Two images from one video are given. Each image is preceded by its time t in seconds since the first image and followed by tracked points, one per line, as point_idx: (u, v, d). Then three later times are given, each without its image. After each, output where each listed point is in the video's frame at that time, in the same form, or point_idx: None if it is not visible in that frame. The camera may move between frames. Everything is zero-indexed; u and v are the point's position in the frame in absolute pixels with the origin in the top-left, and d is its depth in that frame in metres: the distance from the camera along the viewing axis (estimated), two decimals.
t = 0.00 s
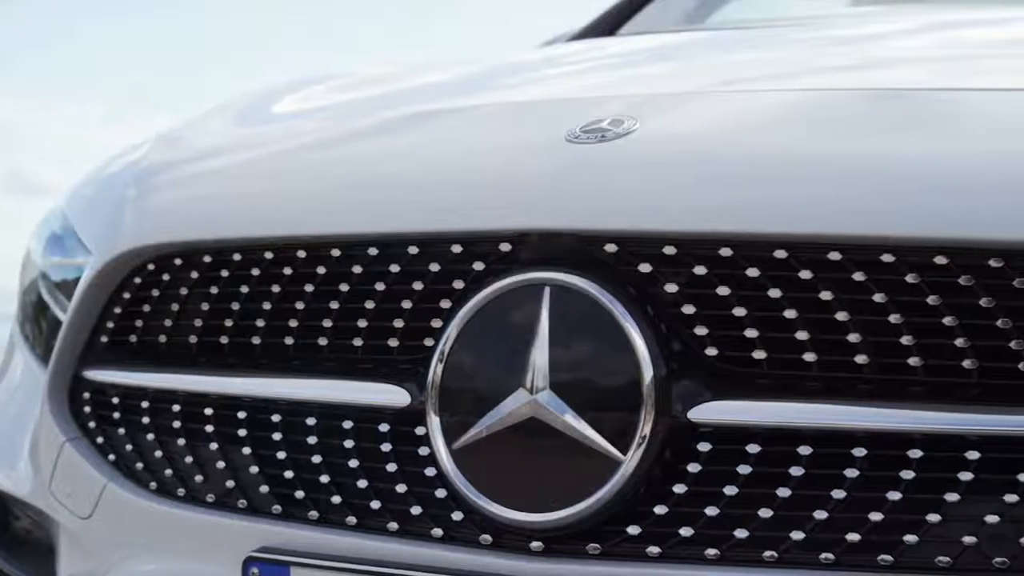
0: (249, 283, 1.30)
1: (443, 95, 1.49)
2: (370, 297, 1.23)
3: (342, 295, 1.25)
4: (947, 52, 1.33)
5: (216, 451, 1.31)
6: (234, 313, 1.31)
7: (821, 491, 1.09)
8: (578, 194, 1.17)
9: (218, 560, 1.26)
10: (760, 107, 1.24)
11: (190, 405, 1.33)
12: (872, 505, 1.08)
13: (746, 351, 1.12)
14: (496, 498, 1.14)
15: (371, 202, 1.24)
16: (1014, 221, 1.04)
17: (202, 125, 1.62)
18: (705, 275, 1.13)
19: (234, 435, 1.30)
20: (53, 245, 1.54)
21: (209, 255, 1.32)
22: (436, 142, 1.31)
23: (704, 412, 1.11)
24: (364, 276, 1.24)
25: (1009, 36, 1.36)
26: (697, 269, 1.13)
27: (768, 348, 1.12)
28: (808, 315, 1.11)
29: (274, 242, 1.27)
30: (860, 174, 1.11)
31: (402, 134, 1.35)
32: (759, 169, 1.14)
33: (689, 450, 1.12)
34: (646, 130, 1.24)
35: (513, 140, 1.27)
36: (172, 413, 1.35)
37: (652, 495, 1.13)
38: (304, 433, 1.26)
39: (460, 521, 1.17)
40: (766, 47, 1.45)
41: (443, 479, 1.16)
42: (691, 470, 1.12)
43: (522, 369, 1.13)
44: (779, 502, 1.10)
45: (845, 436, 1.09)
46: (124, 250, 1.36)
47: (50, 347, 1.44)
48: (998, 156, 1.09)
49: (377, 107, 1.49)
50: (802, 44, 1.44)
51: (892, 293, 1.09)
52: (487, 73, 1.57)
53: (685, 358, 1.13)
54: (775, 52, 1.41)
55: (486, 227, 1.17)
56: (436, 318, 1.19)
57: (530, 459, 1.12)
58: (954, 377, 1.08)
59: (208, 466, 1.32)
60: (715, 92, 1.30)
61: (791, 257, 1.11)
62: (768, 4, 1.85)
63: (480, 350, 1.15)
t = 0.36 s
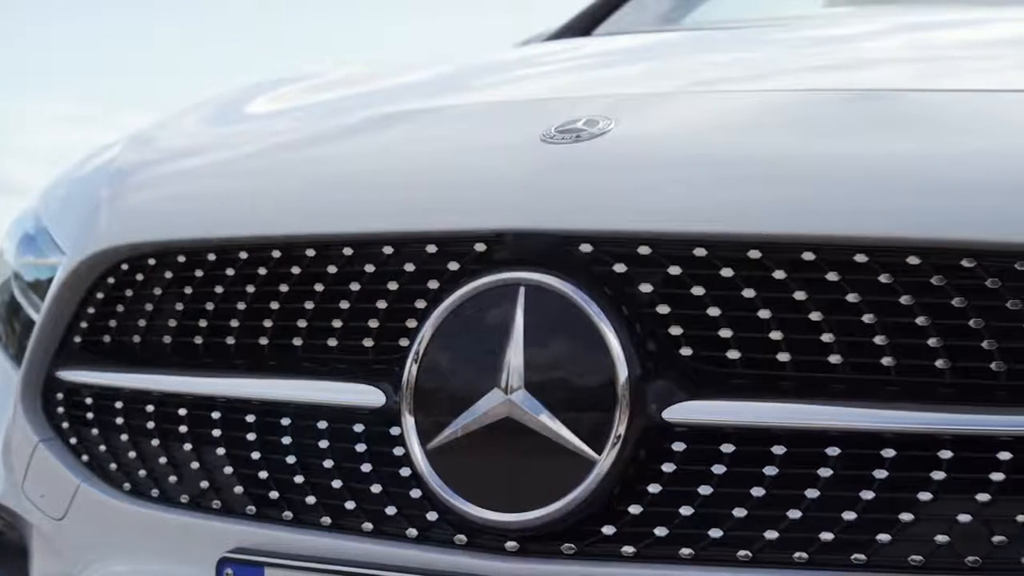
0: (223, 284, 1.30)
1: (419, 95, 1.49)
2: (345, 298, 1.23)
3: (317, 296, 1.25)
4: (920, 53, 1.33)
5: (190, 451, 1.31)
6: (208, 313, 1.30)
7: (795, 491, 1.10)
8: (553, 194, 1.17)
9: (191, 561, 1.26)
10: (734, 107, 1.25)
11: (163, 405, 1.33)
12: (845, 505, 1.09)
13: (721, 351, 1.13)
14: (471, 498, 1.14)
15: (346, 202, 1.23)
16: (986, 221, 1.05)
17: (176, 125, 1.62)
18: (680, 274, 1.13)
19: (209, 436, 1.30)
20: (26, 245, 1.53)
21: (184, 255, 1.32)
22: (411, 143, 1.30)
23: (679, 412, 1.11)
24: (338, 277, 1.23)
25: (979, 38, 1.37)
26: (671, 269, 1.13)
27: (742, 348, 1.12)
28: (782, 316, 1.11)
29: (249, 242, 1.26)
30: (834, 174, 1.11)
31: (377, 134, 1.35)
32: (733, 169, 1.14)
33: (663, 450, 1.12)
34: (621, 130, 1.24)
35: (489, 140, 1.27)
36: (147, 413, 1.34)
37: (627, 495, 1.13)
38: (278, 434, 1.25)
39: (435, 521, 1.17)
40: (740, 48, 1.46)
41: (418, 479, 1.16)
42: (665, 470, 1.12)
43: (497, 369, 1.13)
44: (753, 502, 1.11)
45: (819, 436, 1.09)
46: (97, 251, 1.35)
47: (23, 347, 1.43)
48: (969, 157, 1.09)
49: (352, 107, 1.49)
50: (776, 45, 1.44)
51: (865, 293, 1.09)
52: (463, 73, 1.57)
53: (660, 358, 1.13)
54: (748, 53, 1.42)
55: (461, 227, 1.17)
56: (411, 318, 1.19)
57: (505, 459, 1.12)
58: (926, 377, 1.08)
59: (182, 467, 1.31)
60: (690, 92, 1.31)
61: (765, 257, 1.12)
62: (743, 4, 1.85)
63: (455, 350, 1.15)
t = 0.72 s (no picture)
0: (199, 283, 1.30)
1: (396, 94, 1.48)
2: (322, 298, 1.23)
3: (294, 295, 1.24)
4: (895, 53, 1.34)
5: (166, 452, 1.30)
6: (185, 313, 1.30)
7: (771, 490, 1.10)
8: (530, 193, 1.17)
9: (167, 563, 1.26)
10: (710, 107, 1.25)
11: (139, 405, 1.32)
12: (821, 504, 1.09)
13: (697, 351, 1.13)
14: (447, 498, 1.14)
15: (323, 202, 1.23)
16: (961, 221, 1.05)
17: (153, 124, 1.61)
18: (657, 275, 1.14)
19: (184, 436, 1.29)
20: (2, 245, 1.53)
21: (160, 255, 1.31)
22: (389, 142, 1.30)
23: (656, 412, 1.11)
24: (315, 277, 1.23)
25: (954, 38, 1.37)
26: (648, 269, 1.14)
27: (719, 348, 1.12)
28: (758, 316, 1.12)
29: (225, 242, 1.26)
30: (809, 174, 1.12)
31: (355, 133, 1.35)
32: (710, 168, 1.14)
33: (640, 450, 1.12)
34: (598, 130, 1.24)
35: (466, 140, 1.26)
36: (122, 414, 1.33)
37: (604, 495, 1.13)
38: (255, 434, 1.25)
39: (412, 521, 1.17)
40: (717, 48, 1.46)
41: (395, 479, 1.16)
42: (642, 470, 1.12)
43: (473, 369, 1.13)
44: (729, 502, 1.11)
45: (795, 435, 1.10)
46: (71, 251, 1.34)
47: None
48: (943, 157, 1.10)
49: (330, 106, 1.48)
50: (752, 45, 1.45)
51: (841, 293, 1.10)
52: (441, 73, 1.56)
53: (637, 358, 1.13)
54: (725, 53, 1.42)
55: (438, 227, 1.17)
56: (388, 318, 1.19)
57: (481, 459, 1.12)
58: (901, 377, 1.09)
59: (158, 467, 1.31)
60: (667, 92, 1.31)
61: (741, 257, 1.12)
62: (721, 4, 1.86)
63: (432, 349, 1.15)
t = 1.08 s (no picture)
0: (175, 283, 1.29)
1: (373, 94, 1.48)
2: (298, 298, 1.23)
3: (270, 296, 1.24)
4: (870, 54, 1.34)
5: (142, 452, 1.30)
6: (160, 313, 1.30)
7: (747, 490, 1.10)
8: (507, 193, 1.17)
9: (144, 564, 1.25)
10: (686, 107, 1.25)
11: (114, 406, 1.32)
12: (797, 504, 1.10)
13: (674, 351, 1.13)
14: (424, 498, 1.14)
15: (299, 202, 1.23)
16: (936, 222, 1.06)
17: (127, 124, 1.60)
18: (633, 275, 1.14)
19: (160, 437, 1.29)
20: None
21: (136, 255, 1.31)
22: (366, 142, 1.30)
23: (632, 412, 1.12)
24: (292, 277, 1.23)
25: (927, 39, 1.38)
26: (625, 269, 1.14)
27: (695, 348, 1.13)
28: (735, 316, 1.12)
29: (201, 242, 1.25)
30: (785, 175, 1.12)
31: (331, 133, 1.35)
32: (686, 168, 1.15)
33: (617, 449, 1.13)
34: (575, 131, 1.24)
35: (443, 140, 1.26)
36: (98, 414, 1.33)
37: (581, 495, 1.13)
38: (231, 434, 1.24)
39: (389, 521, 1.17)
40: (692, 48, 1.46)
41: (372, 479, 1.16)
42: (619, 469, 1.13)
43: (451, 369, 1.13)
44: (706, 501, 1.11)
45: (771, 435, 1.10)
46: (45, 251, 1.33)
47: None
48: (918, 159, 1.10)
49: (306, 106, 1.48)
50: (728, 45, 1.45)
51: (817, 293, 1.10)
52: (418, 73, 1.56)
53: (614, 358, 1.13)
54: (701, 52, 1.42)
55: (415, 227, 1.17)
56: (365, 318, 1.19)
57: (459, 459, 1.12)
58: (877, 376, 1.09)
59: (134, 468, 1.31)
60: (643, 93, 1.31)
61: (718, 257, 1.12)
62: (697, 4, 1.86)
63: (409, 350, 1.14)
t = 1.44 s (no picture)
0: (150, 283, 1.29)
1: (351, 93, 1.48)
2: (274, 297, 1.22)
3: (245, 295, 1.24)
4: (846, 55, 1.35)
5: (116, 453, 1.30)
6: (135, 313, 1.30)
7: (722, 490, 1.11)
8: (482, 193, 1.16)
9: (118, 565, 1.25)
10: (662, 107, 1.25)
11: (89, 406, 1.31)
12: (772, 503, 1.10)
13: (649, 351, 1.13)
14: (400, 498, 1.14)
15: (275, 202, 1.23)
16: (909, 222, 1.06)
17: (103, 123, 1.60)
18: (609, 275, 1.14)
19: (135, 438, 1.29)
20: None
21: (111, 255, 1.31)
22: (342, 142, 1.30)
23: (607, 412, 1.12)
24: (267, 277, 1.23)
25: (901, 40, 1.39)
26: (601, 270, 1.14)
27: (671, 348, 1.13)
28: (710, 316, 1.12)
29: (176, 241, 1.25)
30: (759, 175, 1.12)
31: (308, 133, 1.35)
32: (661, 169, 1.15)
33: (592, 450, 1.13)
34: (550, 131, 1.24)
35: (418, 141, 1.26)
36: (72, 415, 1.32)
37: (556, 495, 1.13)
38: (206, 435, 1.24)
39: (364, 522, 1.17)
40: (668, 48, 1.46)
41: (348, 480, 1.16)
42: (594, 470, 1.13)
43: (426, 369, 1.13)
44: (681, 501, 1.11)
45: (746, 434, 1.10)
46: (19, 251, 1.33)
47: None
48: (892, 160, 1.11)
49: (282, 106, 1.48)
50: (704, 45, 1.45)
51: (791, 293, 1.10)
52: (397, 72, 1.56)
53: (589, 358, 1.13)
54: (676, 52, 1.42)
55: (391, 226, 1.17)
56: (340, 319, 1.19)
57: (434, 459, 1.12)
58: (851, 376, 1.10)
59: (109, 469, 1.30)
60: (619, 93, 1.31)
61: (693, 257, 1.12)
62: (675, 4, 1.87)
63: (385, 349, 1.14)
